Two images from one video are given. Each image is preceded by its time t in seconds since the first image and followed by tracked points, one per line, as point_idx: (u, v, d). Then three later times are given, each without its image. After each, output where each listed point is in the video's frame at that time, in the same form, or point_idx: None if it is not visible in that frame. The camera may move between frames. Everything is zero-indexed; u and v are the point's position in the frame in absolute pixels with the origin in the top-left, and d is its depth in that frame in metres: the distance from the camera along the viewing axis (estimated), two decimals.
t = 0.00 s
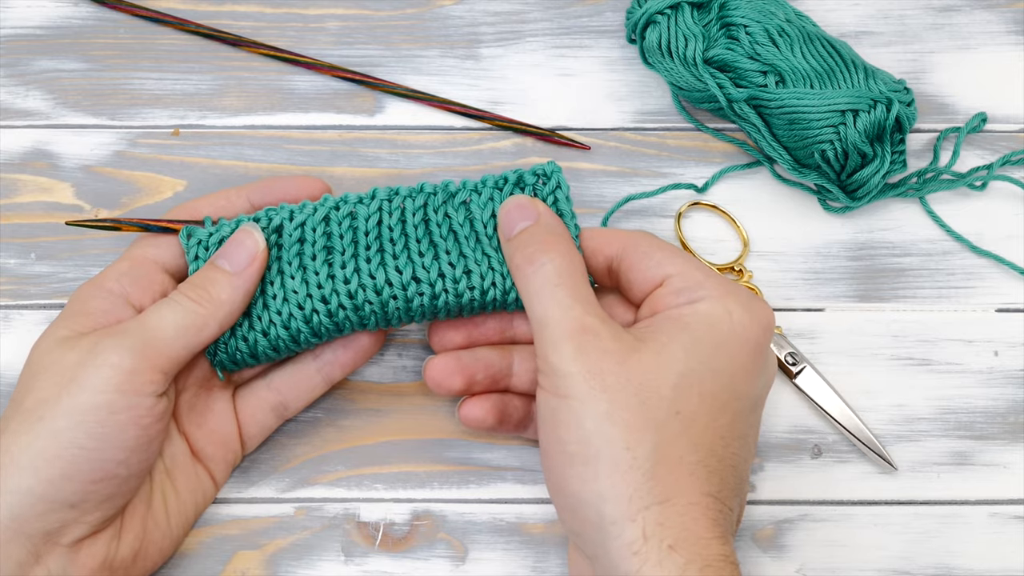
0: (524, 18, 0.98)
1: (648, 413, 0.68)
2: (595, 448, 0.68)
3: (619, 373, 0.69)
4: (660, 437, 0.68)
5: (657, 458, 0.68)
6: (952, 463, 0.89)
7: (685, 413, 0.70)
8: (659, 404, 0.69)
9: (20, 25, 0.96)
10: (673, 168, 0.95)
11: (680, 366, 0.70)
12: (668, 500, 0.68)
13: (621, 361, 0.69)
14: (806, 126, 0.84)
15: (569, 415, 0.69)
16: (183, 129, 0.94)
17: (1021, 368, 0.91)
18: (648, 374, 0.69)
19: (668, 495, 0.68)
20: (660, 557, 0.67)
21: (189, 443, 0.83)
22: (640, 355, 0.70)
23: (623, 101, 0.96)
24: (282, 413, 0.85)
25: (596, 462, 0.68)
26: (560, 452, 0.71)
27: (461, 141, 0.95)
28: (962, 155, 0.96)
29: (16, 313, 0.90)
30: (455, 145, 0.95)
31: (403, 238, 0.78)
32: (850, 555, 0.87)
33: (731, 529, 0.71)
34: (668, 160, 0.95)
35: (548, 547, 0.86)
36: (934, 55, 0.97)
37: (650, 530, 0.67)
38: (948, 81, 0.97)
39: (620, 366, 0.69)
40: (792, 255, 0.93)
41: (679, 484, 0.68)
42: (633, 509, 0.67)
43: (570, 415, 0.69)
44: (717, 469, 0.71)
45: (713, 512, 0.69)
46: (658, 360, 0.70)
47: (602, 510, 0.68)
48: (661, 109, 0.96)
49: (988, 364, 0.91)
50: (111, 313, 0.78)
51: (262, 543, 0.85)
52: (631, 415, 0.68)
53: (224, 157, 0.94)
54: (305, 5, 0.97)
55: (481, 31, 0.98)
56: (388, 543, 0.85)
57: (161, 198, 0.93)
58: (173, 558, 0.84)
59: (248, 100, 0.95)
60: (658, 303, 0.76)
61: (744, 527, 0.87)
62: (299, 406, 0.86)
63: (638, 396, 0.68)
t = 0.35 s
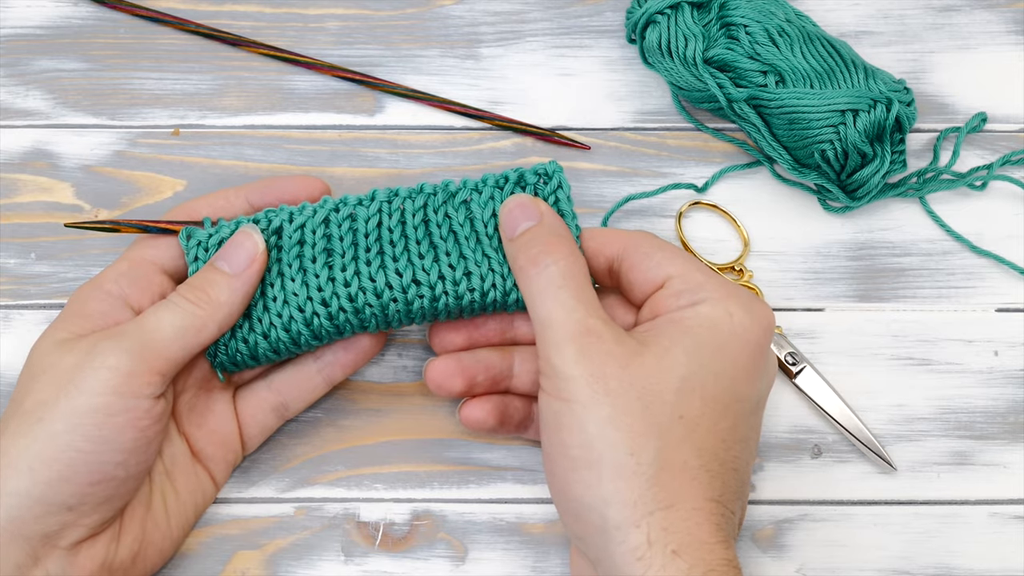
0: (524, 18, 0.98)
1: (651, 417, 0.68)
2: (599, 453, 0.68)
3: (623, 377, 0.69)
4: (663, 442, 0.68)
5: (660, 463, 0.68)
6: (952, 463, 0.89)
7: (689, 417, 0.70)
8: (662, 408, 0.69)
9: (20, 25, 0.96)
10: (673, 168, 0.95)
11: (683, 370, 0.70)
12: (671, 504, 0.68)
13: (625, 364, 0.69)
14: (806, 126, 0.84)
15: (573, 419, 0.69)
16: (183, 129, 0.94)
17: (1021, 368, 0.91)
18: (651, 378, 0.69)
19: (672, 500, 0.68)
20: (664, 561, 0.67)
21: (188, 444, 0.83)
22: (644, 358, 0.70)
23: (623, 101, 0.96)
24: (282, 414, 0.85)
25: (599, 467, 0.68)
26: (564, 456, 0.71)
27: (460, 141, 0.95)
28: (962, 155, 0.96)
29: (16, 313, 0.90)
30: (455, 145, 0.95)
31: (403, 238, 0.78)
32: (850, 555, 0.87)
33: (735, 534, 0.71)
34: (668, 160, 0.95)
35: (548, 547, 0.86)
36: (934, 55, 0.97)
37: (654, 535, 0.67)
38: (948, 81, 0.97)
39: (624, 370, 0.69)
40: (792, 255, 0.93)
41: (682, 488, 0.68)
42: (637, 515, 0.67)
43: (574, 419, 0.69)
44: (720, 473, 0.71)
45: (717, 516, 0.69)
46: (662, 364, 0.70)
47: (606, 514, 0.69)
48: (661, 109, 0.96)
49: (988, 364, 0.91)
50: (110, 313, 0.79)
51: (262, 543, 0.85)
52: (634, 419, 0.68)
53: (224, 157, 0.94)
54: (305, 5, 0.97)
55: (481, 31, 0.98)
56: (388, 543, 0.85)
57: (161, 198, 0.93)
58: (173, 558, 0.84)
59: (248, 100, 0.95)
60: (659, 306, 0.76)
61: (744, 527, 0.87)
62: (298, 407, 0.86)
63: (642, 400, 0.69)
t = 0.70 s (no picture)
0: (524, 18, 0.98)
1: (681, 438, 0.69)
2: (624, 473, 0.69)
3: (659, 396, 0.69)
4: (688, 465, 0.69)
5: (682, 486, 0.69)
6: (952, 463, 0.89)
7: (714, 444, 0.70)
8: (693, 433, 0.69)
9: (20, 25, 0.96)
10: (673, 168, 0.95)
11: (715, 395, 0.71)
12: (690, 528, 0.68)
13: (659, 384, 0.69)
14: (806, 126, 0.84)
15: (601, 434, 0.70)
16: (182, 129, 0.94)
17: (1021, 368, 0.91)
18: (685, 400, 0.70)
19: (691, 523, 0.68)
20: None
21: (187, 447, 0.83)
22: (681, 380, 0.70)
23: (623, 101, 0.96)
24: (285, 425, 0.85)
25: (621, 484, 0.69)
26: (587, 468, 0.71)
27: (460, 141, 0.95)
28: (962, 155, 0.96)
29: (16, 313, 0.90)
30: (454, 145, 0.95)
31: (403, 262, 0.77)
32: (850, 555, 0.87)
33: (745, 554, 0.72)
34: (667, 160, 0.95)
35: (548, 547, 0.86)
36: (934, 55, 0.97)
37: (670, 559, 0.68)
38: (948, 81, 0.97)
39: (659, 388, 0.69)
40: (792, 255, 0.93)
41: (700, 513, 0.69)
42: (655, 537, 0.68)
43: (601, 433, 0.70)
44: (733, 497, 0.72)
45: (731, 539, 0.70)
46: (697, 386, 0.70)
47: (625, 535, 0.70)
48: (661, 109, 0.96)
49: (988, 364, 0.91)
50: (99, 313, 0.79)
51: (262, 543, 0.85)
52: (659, 441, 0.69)
53: (224, 157, 0.94)
54: (305, 4, 0.97)
55: (481, 31, 0.98)
56: (387, 543, 0.85)
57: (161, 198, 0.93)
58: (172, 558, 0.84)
59: (248, 100, 0.95)
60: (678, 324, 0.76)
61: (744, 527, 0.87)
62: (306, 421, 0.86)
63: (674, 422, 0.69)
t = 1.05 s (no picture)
0: (524, 17, 0.98)
1: (684, 465, 0.69)
2: (641, 513, 0.69)
3: (663, 432, 0.69)
4: (699, 489, 0.69)
5: (703, 513, 0.69)
6: (952, 463, 0.89)
7: (723, 463, 0.71)
8: (700, 455, 0.70)
9: (20, 25, 0.96)
10: (673, 168, 0.95)
11: (714, 410, 0.71)
12: (709, 554, 0.69)
13: (655, 416, 0.69)
14: (806, 126, 0.84)
15: (612, 477, 0.70)
16: (183, 129, 0.94)
17: (1021, 367, 0.91)
18: (689, 428, 0.70)
19: (709, 549, 0.69)
20: None
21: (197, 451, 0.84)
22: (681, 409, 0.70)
23: (623, 101, 0.96)
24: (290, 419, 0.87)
25: (639, 520, 0.69)
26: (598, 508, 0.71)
27: (461, 141, 0.95)
28: (962, 155, 0.96)
29: (16, 313, 0.90)
30: (455, 145, 0.95)
31: (409, 253, 0.80)
32: (850, 555, 0.87)
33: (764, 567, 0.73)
34: (668, 160, 0.95)
35: (548, 547, 0.86)
36: (935, 55, 0.97)
37: None
38: (948, 81, 0.97)
39: (652, 420, 0.69)
40: (792, 255, 0.93)
41: (720, 539, 0.70)
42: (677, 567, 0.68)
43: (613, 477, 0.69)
44: (750, 514, 0.73)
45: (751, 558, 0.71)
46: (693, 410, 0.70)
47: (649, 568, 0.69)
48: (661, 108, 0.96)
49: (988, 364, 0.91)
50: (115, 329, 0.77)
51: (262, 543, 0.85)
52: (665, 471, 0.68)
53: (224, 157, 0.94)
54: (305, 4, 0.97)
55: (481, 31, 0.98)
56: (387, 543, 0.85)
57: (161, 198, 0.93)
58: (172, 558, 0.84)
59: (248, 100, 0.95)
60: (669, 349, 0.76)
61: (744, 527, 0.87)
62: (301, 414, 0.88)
63: (679, 452, 0.69)
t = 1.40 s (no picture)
0: (524, 17, 0.98)
1: (565, 469, 0.69)
2: (511, 511, 0.68)
3: (537, 435, 0.69)
4: (578, 493, 0.69)
5: (578, 514, 0.69)
6: (952, 462, 0.89)
7: (603, 469, 0.70)
8: (576, 459, 0.69)
9: (20, 25, 0.96)
10: (673, 168, 0.95)
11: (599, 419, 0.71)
12: (592, 554, 0.68)
13: (527, 418, 0.69)
14: (806, 126, 0.84)
15: (485, 483, 0.69)
16: (182, 129, 0.94)
17: (1021, 367, 0.92)
18: (566, 432, 0.70)
19: (590, 552, 0.68)
20: None
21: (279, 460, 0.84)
22: (555, 416, 0.70)
23: (623, 101, 0.96)
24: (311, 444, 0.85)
25: (515, 517, 0.68)
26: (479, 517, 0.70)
27: (461, 140, 0.95)
28: (962, 155, 0.96)
29: (16, 312, 0.90)
30: (455, 144, 0.95)
31: (404, 245, 0.77)
32: (850, 554, 0.87)
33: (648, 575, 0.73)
34: (667, 160, 0.95)
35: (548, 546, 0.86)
36: (935, 55, 0.97)
37: None
38: (948, 81, 0.97)
39: (521, 421, 0.69)
40: (792, 255, 0.93)
41: (601, 539, 0.69)
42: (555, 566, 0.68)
43: (484, 479, 0.69)
44: (637, 521, 0.72)
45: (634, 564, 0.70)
46: (573, 419, 0.70)
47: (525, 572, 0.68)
48: (660, 108, 0.96)
49: (988, 364, 0.91)
50: (212, 351, 0.73)
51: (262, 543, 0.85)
52: (547, 474, 0.68)
53: (225, 157, 0.94)
54: (305, 4, 0.97)
55: (481, 31, 0.98)
56: (388, 543, 0.85)
57: (162, 198, 0.93)
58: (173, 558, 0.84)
59: (248, 100, 0.95)
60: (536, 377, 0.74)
61: (744, 527, 0.87)
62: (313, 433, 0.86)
63: (556, 453, 0.69)
